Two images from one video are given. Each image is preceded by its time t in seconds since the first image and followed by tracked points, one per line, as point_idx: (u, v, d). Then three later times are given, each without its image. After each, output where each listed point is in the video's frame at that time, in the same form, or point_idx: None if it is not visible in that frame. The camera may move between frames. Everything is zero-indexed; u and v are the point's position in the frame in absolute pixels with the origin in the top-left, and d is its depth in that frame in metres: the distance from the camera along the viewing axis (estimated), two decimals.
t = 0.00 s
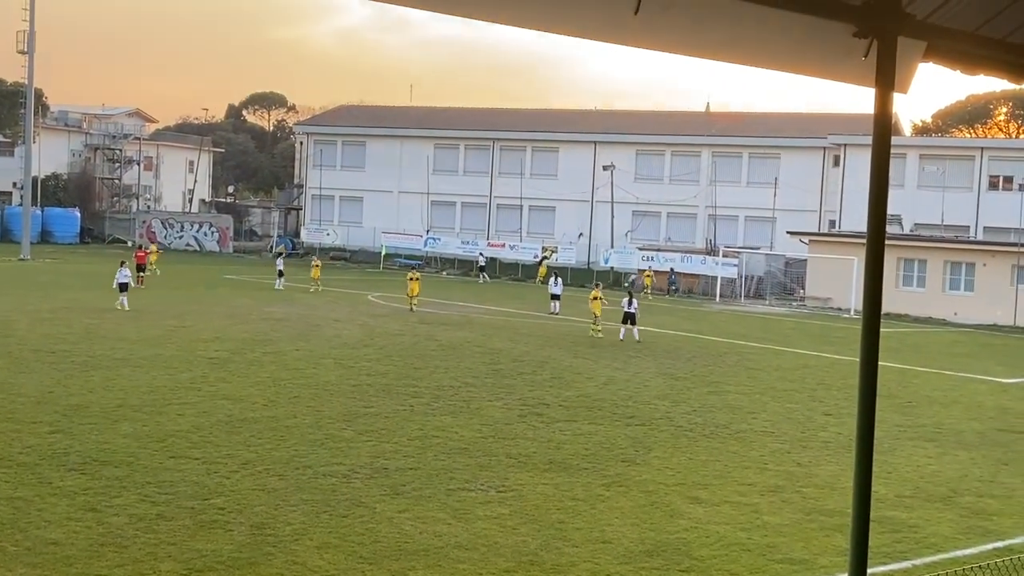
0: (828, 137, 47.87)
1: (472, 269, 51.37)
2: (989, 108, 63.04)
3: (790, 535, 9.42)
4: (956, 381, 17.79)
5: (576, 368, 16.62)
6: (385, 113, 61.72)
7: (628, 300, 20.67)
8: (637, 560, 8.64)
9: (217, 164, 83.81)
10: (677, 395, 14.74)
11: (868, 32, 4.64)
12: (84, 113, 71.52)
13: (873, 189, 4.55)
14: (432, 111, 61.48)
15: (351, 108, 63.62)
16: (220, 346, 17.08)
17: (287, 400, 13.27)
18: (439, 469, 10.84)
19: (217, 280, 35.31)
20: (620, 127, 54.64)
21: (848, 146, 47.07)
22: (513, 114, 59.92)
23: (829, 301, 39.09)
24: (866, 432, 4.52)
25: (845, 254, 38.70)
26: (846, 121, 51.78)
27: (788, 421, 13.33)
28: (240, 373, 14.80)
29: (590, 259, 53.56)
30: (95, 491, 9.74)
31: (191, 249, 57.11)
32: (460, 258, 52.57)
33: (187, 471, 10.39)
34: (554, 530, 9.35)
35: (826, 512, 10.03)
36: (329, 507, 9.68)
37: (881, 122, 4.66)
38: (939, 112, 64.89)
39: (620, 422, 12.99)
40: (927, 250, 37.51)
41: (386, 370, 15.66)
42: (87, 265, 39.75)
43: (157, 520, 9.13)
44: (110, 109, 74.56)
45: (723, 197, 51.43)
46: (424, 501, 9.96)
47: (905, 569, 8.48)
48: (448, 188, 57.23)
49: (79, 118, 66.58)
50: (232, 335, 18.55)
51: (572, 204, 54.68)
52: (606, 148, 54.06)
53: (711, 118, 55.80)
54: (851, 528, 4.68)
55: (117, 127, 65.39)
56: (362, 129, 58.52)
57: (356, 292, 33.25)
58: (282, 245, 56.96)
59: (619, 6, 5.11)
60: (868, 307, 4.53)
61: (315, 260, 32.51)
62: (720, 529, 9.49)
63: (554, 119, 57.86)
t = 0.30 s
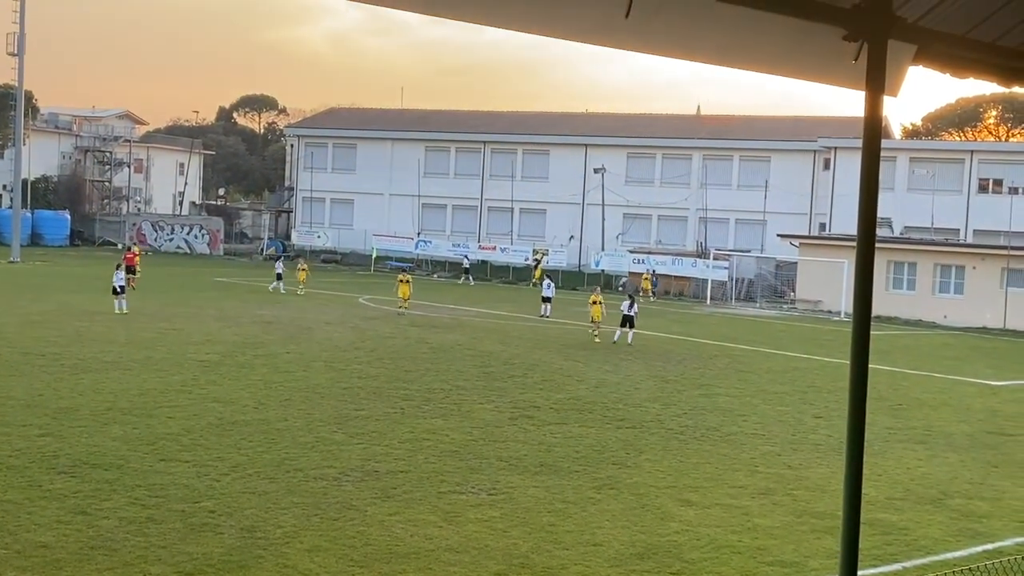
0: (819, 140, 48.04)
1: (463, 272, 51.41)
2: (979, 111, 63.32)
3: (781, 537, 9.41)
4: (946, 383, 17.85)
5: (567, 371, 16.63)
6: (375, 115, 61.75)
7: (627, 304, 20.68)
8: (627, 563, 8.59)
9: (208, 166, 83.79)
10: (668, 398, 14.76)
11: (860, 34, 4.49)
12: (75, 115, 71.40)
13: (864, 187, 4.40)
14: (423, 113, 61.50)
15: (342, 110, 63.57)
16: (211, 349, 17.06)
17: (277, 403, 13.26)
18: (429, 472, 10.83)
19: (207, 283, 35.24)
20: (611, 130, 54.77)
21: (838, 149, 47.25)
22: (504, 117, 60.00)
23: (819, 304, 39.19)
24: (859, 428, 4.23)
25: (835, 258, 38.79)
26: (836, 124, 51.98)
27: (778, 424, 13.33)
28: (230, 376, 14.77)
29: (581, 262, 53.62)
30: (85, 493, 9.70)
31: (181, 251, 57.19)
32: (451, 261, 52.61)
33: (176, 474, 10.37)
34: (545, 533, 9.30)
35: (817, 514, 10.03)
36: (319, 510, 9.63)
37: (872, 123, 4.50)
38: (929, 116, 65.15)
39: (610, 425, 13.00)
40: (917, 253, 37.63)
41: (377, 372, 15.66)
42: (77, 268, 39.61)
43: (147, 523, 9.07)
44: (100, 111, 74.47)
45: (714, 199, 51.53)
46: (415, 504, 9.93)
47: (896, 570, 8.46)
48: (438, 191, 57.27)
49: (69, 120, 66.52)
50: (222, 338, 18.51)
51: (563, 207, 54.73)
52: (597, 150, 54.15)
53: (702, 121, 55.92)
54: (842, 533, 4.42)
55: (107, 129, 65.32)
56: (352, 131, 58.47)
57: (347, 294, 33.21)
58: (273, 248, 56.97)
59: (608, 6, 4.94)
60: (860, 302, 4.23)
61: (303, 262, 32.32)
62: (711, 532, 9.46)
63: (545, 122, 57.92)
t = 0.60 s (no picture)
0: (810, 143, 48.14)
1: (455, 275, 51.54)
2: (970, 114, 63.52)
3: (773, 539, 9.41)
4: (937, 385, 17.89)
5: (559, 373, 16.64)
6: (368, 117, 61.72)
7: (624, 307, 20.66)
8: (619, 565, 8.57)
9: (200, 168, 83.69)
10: (660, 400, 14.77)
11: (851, 36, 4.45)
12: (66, 117, 71.24)
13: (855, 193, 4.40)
14: (416, 115, 61.48)
15: (335, 112, 63.52)
16: (203, 351, 17.05)
17: (270, 405, 13.26)
18: (422, 475, 10.83)
19: (200, 285, 35.21)
20: (604, 133, 54.83)
21: (830, 151, 47.35)
22: (497, 119, 60.01)
23: (811, 306, 39.31)
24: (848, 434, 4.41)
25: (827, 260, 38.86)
26: (828, 126, 52.10)
27: (770, 426, 13.35)
28: (222, 378, 14.75)
29: (573, 265, 53.62)
30: (76, 496, 9.67)
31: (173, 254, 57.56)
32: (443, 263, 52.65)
33: (168, 477, 10.36)
34: (537, 535, 9.29)
35: (809, 516, 10.05)
36: (312, 512, 9.61)
37: (862, 126, 4.46)
38: (920, 118, 65.28)
39: (603, 427, 13.01)
40: (909, 255, 37.73)
41: (370, 374, 15.65)
42: (69, 270, 39.51)
43: (138, 526, 9.04)
44: (92, 113, 74.35)
45: (706, 202, 51.61)
46: (407, 506, 9.92)
47: (887, 572, 8.47)
48: (431, 193, 57.25)
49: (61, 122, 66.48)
50: (215, 340, 18.49)
51: (556, 209, 54.76)
52: (590, 152, 54.20)
53: (695, 123, 56.00)
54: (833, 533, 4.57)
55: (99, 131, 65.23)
56: (345, 133, 58.44)
57: (340, 297, 33.19)
58: (265, 250, 56.72)
59: (598, 9, 4.87)
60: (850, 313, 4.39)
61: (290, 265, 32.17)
62: (703, 534, 9.46)
63: (538, 124, 57.93)
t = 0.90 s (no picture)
0: (803, 145, 48.25)
1: (448, 276, 51.66)
2: (963, 117, 63.67)
3: (767, 541, 9.40)
4: (930, 387, 17.92)
5: (553, 375, 16.64)
6: (361, 119, 61.71)
7: (621, 309, 20.64)
8: (612, 567, 8.56)
9: (193, 169, 83.60)
10: (654, 402, 14.78)
11: (846, 41, 4.38)
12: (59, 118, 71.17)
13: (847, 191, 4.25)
14: (409, 117, 61.49)
15: (329, 113, 63.50)
16: (195, 353, 17.03)
17: (262, 407, 13.24)
18: (416, 477, 10.82)
19: (194, 286, 35.16)
20: (597, 135, 54.88)
21: (823, 154, 47.46)
22: (490, 121, 60.05)
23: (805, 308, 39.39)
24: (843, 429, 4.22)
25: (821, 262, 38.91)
26: (820, 129, 52.22)
27: (764, 428, 13.36)
28: (215, 380, 14.73)
29: (567, 266, 53.64)
30: (69, 498, 9.64)
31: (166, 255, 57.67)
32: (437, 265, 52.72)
33: (161, 479, 10.33)
34: (531, 537, 9.27)
35: (802, 518, 10.05)
36: (305, 514, 9.59)
37: (856, 129, 4.40)
38: (912, 120, 65.36)
39: (596, 429, 13.00)
40: (902, 257, 37.80)
41: (363, 376, 15.64)
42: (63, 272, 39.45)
43: (131, 528, 9.01)
44: (86, 113, 74.28)
45: (699, 204, 51.70)
46: (400, 508, 9.91)
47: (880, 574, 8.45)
48: (424, 194, 57.21)
49: (54, 123, 66.43)
50: (207, 342, 18.47)
51: (550, 211, 54.81)
52: (584, 154, 54.27)
53: (687, 125, 56.09)
54: (827, 536, 4.36)
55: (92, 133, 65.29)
56: (339, 135, 58.44)
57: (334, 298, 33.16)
58: (259, 251, 56.72)
59: (593, 10, 4.74)
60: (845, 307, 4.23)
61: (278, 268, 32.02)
62: (697, 535, 9.45)
63: (531, 126, 57.96)
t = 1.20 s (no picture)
0: (797, 147, 48.33)
1: (442, 278, 51.78)
2: (957, 118, 63.76)
3: (761, 542, 9.41)
4: (923, 389, 17.95)
5: (546, 376, 16.65)
6: (355, 120, 61.70)
7: (620, 310, 20.64)
8: (607, 568, 8.56)
9: (187, 170, 83.52)
10: (648, 403, 14.80)
11: (840, 42, 4.37)
12: (53, 119, 71.05)
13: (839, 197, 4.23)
14: (403, 118, 61.47)
15: (322, 114, 63.45)
16: (189, 354, 17.02)
17: (256, 408, 13.23)
18: (410, 477, 10.83)
19: (188, 288, 35.12)
20: (591, 136, 54.93)
21: (817, 155, 47.47)
22: (485, 122, 60.06)
23: (799, 309, 39.44)
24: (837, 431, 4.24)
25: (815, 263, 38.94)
26: (814, 130, 52.31)
27: (758, 429, 13.39)
28: (209, 380, 14.74)
29: (561, 268, 53.67)
30: (62, 499, 9.63)
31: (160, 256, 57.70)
32: (431, 266, 52.78)
33: (155, 480, 10.32)
34: (524, 538, 9.27)
35: (796, 519, 10.07)
36: (298, 515, 9.59)
37: (849, 130, 4.39)
38: (906, 122, 65.43)
39: (590, 430, 13.02)
40: (895, 259, 37.87)
41: (357, 377, 15.64)
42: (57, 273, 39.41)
43: (124, 529, 9.00)
44: (79, 114, 74.17)
45: (693, 205, 51.74)
46: (394, 509, 9.91)
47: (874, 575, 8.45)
48: (418, 195, 57.16)
49: (47, 124, 66.33)
50: (201, 343, 18.46)
51: (544, 212, 54.84)
52: (578, 156, 54.28)
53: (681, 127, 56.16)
54: (821, 538, 4.40)
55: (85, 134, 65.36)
56: (333, 136, 58.40)
57: (327, 299, 33.13)
58: (252, 253, 56.78)
59: (586, 13, 4.71)
60: (838, 313, 4.23)
61: (266, 270, 31.75)
62: (690, 537, 9.44)
63: (525, 127, 57.97)
